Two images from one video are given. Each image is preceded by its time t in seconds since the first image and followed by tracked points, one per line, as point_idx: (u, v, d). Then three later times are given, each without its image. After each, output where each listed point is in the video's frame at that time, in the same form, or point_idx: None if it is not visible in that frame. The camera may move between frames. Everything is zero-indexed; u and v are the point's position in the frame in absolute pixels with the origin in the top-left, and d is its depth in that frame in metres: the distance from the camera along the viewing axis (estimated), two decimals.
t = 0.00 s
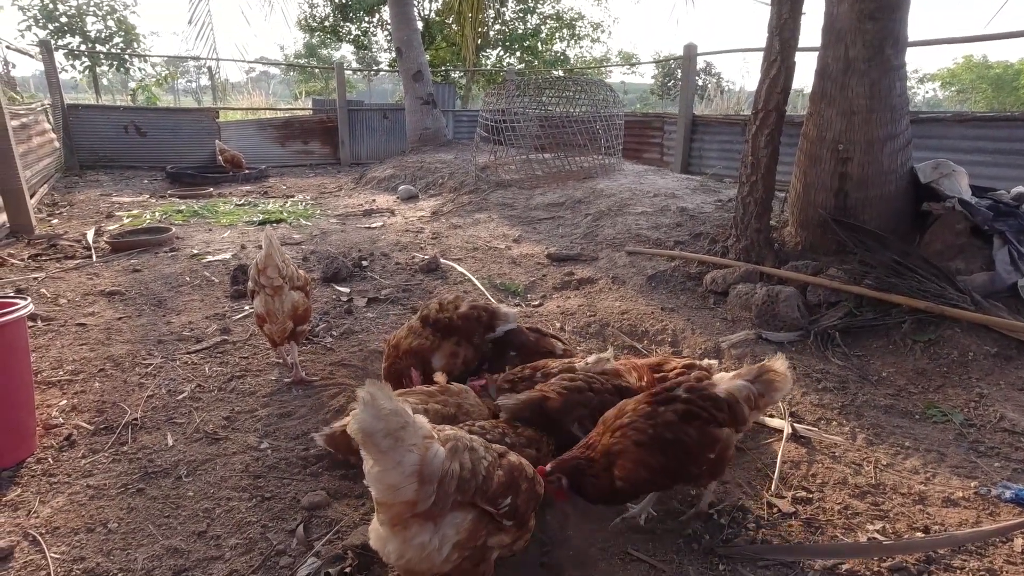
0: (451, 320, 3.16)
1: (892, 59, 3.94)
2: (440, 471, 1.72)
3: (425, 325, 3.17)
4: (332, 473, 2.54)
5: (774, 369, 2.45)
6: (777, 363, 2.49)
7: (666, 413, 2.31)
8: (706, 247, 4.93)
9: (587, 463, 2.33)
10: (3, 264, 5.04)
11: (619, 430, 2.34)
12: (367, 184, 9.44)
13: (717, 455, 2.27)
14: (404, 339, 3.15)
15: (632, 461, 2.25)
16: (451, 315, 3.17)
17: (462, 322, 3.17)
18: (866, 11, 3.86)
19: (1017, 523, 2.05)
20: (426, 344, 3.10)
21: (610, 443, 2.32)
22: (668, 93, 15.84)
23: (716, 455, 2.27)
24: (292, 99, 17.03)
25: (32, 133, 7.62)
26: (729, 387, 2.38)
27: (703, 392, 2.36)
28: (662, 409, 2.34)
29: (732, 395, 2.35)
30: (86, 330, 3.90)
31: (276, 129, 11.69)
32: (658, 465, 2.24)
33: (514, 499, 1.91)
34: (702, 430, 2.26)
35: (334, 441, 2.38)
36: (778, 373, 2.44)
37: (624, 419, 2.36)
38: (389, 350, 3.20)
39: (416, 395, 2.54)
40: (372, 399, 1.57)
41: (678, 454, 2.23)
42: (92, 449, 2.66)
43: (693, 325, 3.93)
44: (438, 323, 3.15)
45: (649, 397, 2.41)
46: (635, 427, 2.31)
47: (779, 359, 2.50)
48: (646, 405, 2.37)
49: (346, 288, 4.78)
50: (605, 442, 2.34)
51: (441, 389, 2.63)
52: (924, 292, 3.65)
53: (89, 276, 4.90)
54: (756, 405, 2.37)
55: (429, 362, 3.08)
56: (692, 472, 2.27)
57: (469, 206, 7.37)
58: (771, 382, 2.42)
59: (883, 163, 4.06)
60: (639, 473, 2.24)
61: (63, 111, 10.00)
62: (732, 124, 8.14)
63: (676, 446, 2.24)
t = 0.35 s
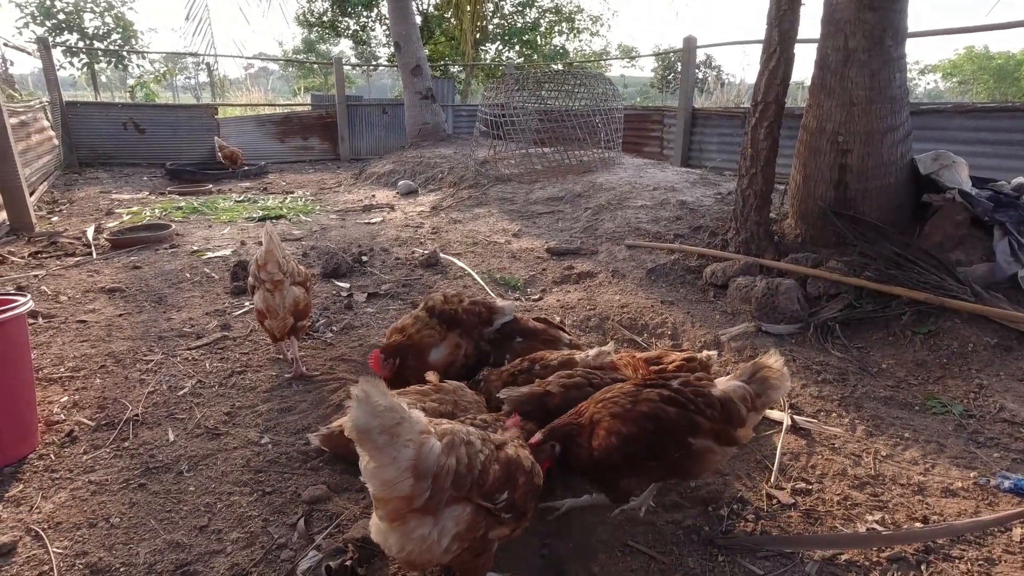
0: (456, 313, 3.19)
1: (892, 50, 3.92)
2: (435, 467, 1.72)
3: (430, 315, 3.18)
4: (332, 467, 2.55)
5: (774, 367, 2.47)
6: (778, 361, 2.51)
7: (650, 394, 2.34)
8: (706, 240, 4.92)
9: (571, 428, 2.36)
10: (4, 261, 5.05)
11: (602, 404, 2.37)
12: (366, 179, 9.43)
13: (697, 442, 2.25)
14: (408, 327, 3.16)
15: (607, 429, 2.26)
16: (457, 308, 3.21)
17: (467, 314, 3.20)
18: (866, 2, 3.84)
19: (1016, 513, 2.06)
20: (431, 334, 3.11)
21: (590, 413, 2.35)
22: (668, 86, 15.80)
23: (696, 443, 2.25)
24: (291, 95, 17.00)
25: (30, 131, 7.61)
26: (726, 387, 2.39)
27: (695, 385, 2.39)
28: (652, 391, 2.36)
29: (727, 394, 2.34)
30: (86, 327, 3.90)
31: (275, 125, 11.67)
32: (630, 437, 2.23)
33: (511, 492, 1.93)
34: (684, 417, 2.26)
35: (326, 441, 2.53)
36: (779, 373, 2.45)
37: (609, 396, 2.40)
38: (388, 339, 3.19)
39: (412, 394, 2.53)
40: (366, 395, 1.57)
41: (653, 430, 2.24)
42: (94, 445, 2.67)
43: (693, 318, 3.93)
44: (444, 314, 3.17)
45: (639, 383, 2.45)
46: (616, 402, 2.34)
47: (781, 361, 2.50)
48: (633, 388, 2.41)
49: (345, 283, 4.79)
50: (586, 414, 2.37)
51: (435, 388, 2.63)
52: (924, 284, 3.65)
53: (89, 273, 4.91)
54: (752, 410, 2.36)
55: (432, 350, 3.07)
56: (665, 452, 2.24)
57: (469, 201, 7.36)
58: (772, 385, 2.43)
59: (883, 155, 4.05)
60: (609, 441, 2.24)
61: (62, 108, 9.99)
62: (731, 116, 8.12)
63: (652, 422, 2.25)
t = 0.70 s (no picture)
0: (451, 307, 3.17)
1: (895, 41, 3.89)
2: (435, 462, 1.71)
3: (424, 310, 3.18)
4: (336, 461, 2.56)
5: (758, 346, 2.55)
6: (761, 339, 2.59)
7: (642, 389, 2.37)
8: (708, 234, 4.91)
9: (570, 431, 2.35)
10: (6, 258, 5.05)
11: (597, 403, 2.39)
12: (368, 175, 9.42)
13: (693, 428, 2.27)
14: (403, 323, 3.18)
15: (604, 429, 2.27)
16: (452, 303, 3.18)
17: (461, 309, 3.18)
18: None
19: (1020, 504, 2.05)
20: (424, 330, 3.11)
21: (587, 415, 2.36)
22: (669, 80, 15.72)
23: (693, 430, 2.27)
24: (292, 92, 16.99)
25: (32, 128, 7.62)
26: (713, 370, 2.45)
27: (685, 374, 2.44)
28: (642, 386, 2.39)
29: (717, 376, 2.41)
30: (89, 323, 3.91)
31: (276, 121, 11.66)
32: (627, 435, 2.23)
33: (509, 484, 1.94)
34: (678, 406, 2.30)
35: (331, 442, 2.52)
36: (762, 351, 2.54)
37: (604, 394, 2.42)
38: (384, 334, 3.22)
39: (415, 391, 2.52)
40: (366, 390, 1.56)
41: (649, 422, 2.25)
42: (98, 440, 2.68)
43: (695, 311, 3.92)
44: (438, 309, 3.15)
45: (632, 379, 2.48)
46: (611, 400, 2.35)
47: (765, 339, 2.58)
48: (627, 385, 2.44)
49: (347, 278, 4.79)
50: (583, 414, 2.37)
51: (437, 384, 2.63)
52: (928, 276, 3.63)
53: (92, 270, 4.91)
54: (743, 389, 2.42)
55: (422, 346, 3.07)
56: (665, 444, 2.25)
57: (470, 196, 7.35)
58: (758, 363, 2.50)
59: (886, 147, 4.02)
60: (607, 441, 2.24)
61: (63, 105, 9.99)
62: (734, 109, 8.08)
63: (647, 415, 2.26)
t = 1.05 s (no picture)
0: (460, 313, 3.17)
1: (902, 34, 3.86)
2: (442, 455, 1.73)
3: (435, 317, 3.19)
4: (342, 457, 2.57)
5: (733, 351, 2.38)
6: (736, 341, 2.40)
7: (614, 412, 2.24)
8: (713, 229, 4.89)
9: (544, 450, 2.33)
10: (15, 257, 5.09)
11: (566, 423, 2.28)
12: (372, 172, 9.43)
13: (668, 450, 2.24)
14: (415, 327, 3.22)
15: (576, 458, 2.23)
16: (460, 312, 3.16)
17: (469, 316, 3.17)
18: None
19: None
20: (432, 338, 3.14)
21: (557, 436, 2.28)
22: (674, 75, 15.66)
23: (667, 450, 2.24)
24: (297, 90, 17.02)
25: (39, 128, 7.66)
26: (689, 382, 2.32)
27: (660, 391, 2.29)
28: (616, 404, 2.27)
29: (693, 392, 2.30)
30: (97, 321, 3.94)
31: (281, 119, 11.68)
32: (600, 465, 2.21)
33: (516, 479, 1.92)
34: (653, 432, 2.21)
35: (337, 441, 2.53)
36: (738, 355, 2.38)
37: (574, 412, 2.30)
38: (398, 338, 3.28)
39: (420, 386, 2.53)
40: (373, 387, 1.60)
41: (622, 453, 2.20)
42: (107, 436, 2.71)
43: (700, 307, 3.92)
44: (446, 318, 3.15)
45: (602, 392, 2.34)
46: (581, 424, 2.25)
47: (740, 338, 2.40)
48: (597, 400, 2.31)
49: (353, 276, 4.81)
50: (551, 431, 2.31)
51: (442, 380, 2.64)
52: (935, 270, 3.61)
53: (100, 268, 4.95)
54: (717, 396, 2.35)
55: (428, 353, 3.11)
56: (639, 471, 2.22)
57: (475, 192, 7.36)
58: (732, 365, 2.38)
59: (893, 141, 4.00)
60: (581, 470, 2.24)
61: (70, 105, 10.04)
62: (739, 105, 8.05)
63: (621, 447, 2.19)
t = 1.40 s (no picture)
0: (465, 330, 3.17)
1: (907, 28, 3.84)
2: (442, 455, 1.73)
3: (438, 330, 3.18)
4: (346, 454, 2.58)
5: (726, 352, 2.19)
6: (726, 343, 2.20)
7: (601, 423, 2.21)
8: (717, 226, 4.88)
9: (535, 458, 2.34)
10: (22, 256, 5.13)
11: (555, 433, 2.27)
12: (376, 170, 9.44)
13: (658, 458, 2.20)
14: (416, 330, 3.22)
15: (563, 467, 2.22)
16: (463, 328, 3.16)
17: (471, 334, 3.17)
18: None
19: None
20: (434, 352, 3.17)
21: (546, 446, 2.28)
22: (678, 72, 15.61)
23: (657, 458, 2.20)
24: (300, 88, 17.04)
25: (45, 127, 7.70)
26: (680, 390, 2.22)
27: (649, 400, 2.23)
28: (604, 414, 2.24)
29: (684, 400, 2.20)
30: (103, 319, 3.97)
31: (285, 117, 11.70)
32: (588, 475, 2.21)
33: (519, 478, 1.91)
34: (639, 442, 2.17)
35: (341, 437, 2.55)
36: (731, 357, 2.18)
37: (563, 423, 2.28)
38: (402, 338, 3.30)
39: (419, 385, 2.55)
40: (371, 387, 1.61)
41: (608, 464, 2.18)
42: (114, 433, 2.73)
43: (704, 304, 3.92)
44: (450, 334, 3.16)
45: (592, 402, 2.31)
46: (568, 435, 2.23)
47: (733, 338, 2.19)
48: (587, 411, 2.28)
49: (357, 273, 4.82)
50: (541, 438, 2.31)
51: (442, 379, 2.66)
52: (940, 266, 3.60)
53: (106, 267, 4.97)
54: (716, 404, 2.21)
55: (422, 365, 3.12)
56: (626, 480, 2.21)
57: (478, 190, 7.36)
58: (727, 368, 2.19)
59: (898, 136, 3.98)
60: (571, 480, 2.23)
61: (74, 104, 10.09)
62: (742, 101, 8.02)
63: (607, 458, 2.17)
